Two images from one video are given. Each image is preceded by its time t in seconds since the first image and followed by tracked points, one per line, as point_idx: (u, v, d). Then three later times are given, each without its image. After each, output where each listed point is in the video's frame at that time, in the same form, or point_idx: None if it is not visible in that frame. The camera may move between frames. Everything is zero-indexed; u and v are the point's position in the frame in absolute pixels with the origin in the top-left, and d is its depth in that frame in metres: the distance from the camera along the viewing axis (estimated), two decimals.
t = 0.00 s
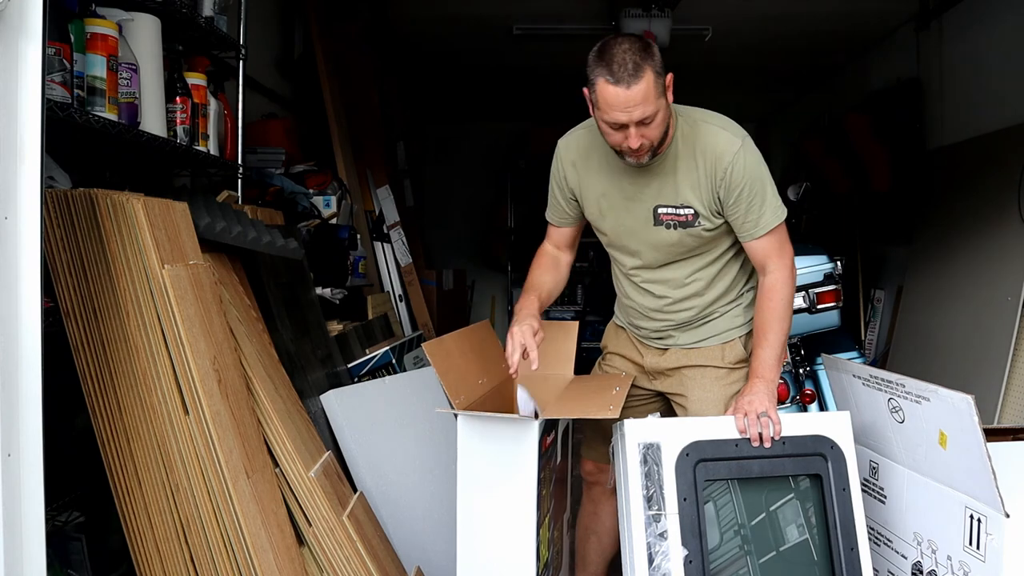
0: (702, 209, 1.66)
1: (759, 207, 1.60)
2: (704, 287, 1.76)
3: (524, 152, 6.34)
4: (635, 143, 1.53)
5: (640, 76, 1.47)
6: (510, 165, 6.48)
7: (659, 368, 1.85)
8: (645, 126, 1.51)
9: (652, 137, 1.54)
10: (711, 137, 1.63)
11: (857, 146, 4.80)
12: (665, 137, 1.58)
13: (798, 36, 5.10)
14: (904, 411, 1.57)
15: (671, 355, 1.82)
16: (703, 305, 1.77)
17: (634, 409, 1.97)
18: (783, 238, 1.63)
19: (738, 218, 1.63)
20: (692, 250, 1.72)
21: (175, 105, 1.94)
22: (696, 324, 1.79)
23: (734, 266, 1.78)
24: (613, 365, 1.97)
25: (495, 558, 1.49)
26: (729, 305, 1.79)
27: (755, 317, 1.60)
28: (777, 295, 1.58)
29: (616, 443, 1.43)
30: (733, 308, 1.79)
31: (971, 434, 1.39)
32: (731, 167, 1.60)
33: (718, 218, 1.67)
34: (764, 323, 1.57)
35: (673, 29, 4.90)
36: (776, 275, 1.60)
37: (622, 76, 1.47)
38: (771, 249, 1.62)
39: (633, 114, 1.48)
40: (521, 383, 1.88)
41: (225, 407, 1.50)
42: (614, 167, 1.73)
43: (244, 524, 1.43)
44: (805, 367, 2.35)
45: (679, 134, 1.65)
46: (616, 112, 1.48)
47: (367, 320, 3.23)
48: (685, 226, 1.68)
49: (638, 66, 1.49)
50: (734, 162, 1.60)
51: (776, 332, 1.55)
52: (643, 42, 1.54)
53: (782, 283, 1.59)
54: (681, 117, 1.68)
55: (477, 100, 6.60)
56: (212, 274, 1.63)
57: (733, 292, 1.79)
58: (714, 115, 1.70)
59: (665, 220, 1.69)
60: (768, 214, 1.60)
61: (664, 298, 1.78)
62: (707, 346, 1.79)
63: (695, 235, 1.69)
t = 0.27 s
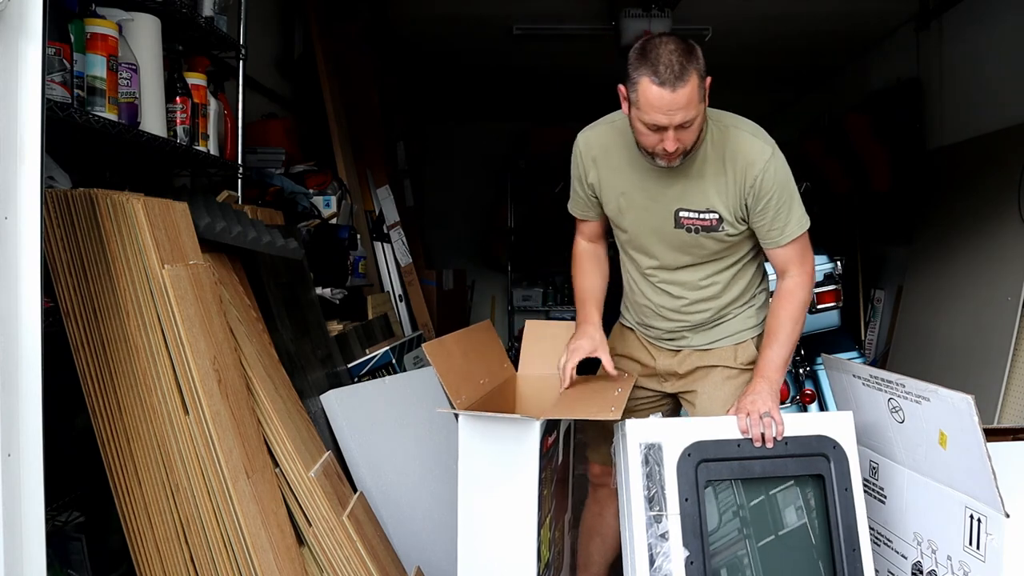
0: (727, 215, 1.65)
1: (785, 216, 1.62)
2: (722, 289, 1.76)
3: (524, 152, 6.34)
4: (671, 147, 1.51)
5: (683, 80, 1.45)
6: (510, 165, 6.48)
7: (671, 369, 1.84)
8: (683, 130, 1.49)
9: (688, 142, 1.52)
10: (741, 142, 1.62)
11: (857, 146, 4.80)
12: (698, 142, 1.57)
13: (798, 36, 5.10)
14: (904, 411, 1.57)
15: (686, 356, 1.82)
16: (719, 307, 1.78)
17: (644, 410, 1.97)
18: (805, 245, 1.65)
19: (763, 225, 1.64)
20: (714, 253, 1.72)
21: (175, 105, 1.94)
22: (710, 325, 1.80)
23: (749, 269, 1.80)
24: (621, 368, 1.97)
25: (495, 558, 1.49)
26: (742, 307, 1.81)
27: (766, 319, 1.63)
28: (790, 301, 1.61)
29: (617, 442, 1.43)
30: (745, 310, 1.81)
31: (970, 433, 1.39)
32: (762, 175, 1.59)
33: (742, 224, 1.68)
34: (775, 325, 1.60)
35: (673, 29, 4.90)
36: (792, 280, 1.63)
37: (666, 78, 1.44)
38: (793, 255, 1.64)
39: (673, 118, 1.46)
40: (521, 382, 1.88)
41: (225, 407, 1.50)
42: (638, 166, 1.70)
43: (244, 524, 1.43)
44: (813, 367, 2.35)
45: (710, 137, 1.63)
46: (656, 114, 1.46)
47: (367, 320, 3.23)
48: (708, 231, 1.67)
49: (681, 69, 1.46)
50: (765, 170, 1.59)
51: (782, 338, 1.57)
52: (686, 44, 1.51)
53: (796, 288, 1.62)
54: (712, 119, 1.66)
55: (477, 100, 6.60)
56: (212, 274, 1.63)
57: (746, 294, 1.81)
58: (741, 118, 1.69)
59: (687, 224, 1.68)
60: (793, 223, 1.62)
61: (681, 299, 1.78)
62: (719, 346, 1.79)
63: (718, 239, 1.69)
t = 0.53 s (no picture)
0: (745, 213, 1.64)
1: (806, 213, 1.59)
2: (741, 290, 1.75)
3: (524, 152, 6.34)
4: (668, 141, 1.50)
5: (679, 77, 1.43)
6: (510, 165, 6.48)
7: (687, 369, 1.83)
8: (681, 125, 1.48)
9: (688, 138, 1.51)
10: (758, 139, 1.60)
11: (857, 146, 4.80)
12: (703, 138, 1.55)
13: (798, 36, 5.10)
14: (904, 411, 1.57)
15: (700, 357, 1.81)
16: (739, 308, 1.77)
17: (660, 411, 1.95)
18: (828, 242, 1.62)
19: (782, 224, 1.61)
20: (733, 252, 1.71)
21: (175, 105, 1.94)
22: (727, 328, 1.78)
23: (770, 272, 1.78)
24: (640, 364, 1.97)
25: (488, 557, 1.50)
26: (761, 311, 1.79)
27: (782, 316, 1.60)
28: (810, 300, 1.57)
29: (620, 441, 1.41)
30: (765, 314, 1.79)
31: (970, 434, 1.39)
32: (780, 171, 1.57)
33: (761, 222, 1.66)
34: (794, 324, 1.56)
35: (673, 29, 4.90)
36: (813, 279, 1.60)
37: (665, 72, 1.43)
38: (815, 254, 1.61)
39: (669, 113, 1.46)
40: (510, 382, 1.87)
41: (225, 407, 1.50)
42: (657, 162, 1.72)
43: (244, 524, 1.43)
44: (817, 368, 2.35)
45: (727, 133, 1.63)
46: (652, 108, 1.46)
47: (367, 321, 3.23)
48: (727, 229, 1.67)
49: (681, 64, 1.44)
50: (783, 167, 1.57)
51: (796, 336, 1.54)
52: (696, 38, 1.49)
53: (818, 287, 1.59)
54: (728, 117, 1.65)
55: (477, 100, 6.60)
56: (212, 274, 1.63)
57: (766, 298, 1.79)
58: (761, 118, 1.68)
59: (706, 221, 1.68)
60: (815, 220, 1.59)
61: (699, 299, 1.78)
62: (734, 351, 1.78)
63: (736, 238, 1.68)
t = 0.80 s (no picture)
0: (736, 206, 1.62)
1: (798, 204, 1.52)
2: (741, 288, 1.72)
3: (524, 152, 6.34)
4: (618, 133, 1.58)
5: (615, 74, 1.52)
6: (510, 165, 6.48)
7: (691, 366, 1.84)
8: (624, 119, 1.55)
9: (636, 133, 1.57)
10: (745, 131, 1.58)
11: (857, 146, 4.80)
12: (661, 137, 1.58)
13: (798, 36, 5.10)
14: (903, 411, 1.57)
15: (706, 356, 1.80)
16: (742, 307, 1.74)
17: (664, 410, 1.98)
18: (830, 233, 1.55)
19: (775, 214, 1.56)
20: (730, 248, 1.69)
21: (175, 105, 1.94)
22: (732, 328, 1.76)
23: (778, 271, 1.72)
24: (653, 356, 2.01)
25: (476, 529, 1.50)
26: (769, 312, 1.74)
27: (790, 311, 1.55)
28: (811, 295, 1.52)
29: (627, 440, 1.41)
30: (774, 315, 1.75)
31: (971, 434, 1.39)
32: (766, 161, 1.53)
33: (755, 215, 1.62)
34: (801, 322, 1.50)
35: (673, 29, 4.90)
36: (818, 272, 1.53)
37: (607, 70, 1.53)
38: (818, 246, 1.54)
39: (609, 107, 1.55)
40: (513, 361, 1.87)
41: (224, 407, 1.50)
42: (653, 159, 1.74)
43: (244, 524, 1.43)
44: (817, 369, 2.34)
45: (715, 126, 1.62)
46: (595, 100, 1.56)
47: (367, 321, 3.23)
48: (719, 223, 1.65)
49: (623, 61, 1.52)
50: (769, 156, 1.53)
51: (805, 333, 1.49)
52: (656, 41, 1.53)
53: (825, 280, 1.52)
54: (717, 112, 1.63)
55: (477, 100, 6.60)
56: (212, 274, 1.63)
57: (774, 298, 1.74)
58: (757, 110, 1.65)
59: (699, 216, 1.67)
60: (810, 210, 1.52)
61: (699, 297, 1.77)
62: (738, 352, 1.76)
63: (730, 233, 1.65)
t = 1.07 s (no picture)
0: (704, 204, 1.62)
1: (766, 199, 1.50)
2: (725, 287, 1.72)
3: (524, 152, 6.34)
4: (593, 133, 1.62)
5: (583, 76, 1.56)
6: (510, 165, 6.49)
7: (686, 367, 1.86)
8: (597, 120, 1.59)
9: (611, 133, 1.60)
10: (712, 130, 1.58)
11: (857, 146, 4.80)
12: (637, 135, 1.60)
13: (798, 36, 5.10)
14: (903, 411, 1.57)
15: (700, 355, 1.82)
16: (728, 306, 1.74)
17: (669, 409, 1.98)
18: (809, 228, 1.51)
19: (744, 211, 1.55)
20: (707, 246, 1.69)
21: (175, 105, 1.94)
22: (723, 328, 1.76)
23: (765, 269, 1.70)
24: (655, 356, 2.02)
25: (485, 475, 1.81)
26: (761, 312, 1.73)
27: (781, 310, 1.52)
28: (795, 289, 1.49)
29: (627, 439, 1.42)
30: (765, 314, 1.73)
31: (971, 434, 1.39)
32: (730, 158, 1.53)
33: (727, 212, 1.62)
34: (789, 321, 1.48)
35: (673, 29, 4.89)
36: (802, 267, 1.50)
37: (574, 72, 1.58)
38: (793, 241, 1.51)
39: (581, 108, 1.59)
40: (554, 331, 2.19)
41: (225, 408, 1.50)
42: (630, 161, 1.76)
43: (244, 524, 1.43)
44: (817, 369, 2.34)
45: (684, 126, 1.63)
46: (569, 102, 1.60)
47: (367, 321, 3.23)
48: (690, 221, 1.66)
49: (590, 64, 1.56)
50: (733, 152, 1.53)
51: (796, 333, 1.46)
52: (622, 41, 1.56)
53: (811, 275, 1.48)
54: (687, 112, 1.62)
55: (477, 100, 6.60)
56: (212, 274, 1.63)
57: (764, 297, 1.72)
58: (731, 109, 1.63)
59: (675, 215, 1.68)
60: (779, 206, 1.49)
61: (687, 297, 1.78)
62: (730, 353, 1.76)
63: (703, 230, 1.66)
